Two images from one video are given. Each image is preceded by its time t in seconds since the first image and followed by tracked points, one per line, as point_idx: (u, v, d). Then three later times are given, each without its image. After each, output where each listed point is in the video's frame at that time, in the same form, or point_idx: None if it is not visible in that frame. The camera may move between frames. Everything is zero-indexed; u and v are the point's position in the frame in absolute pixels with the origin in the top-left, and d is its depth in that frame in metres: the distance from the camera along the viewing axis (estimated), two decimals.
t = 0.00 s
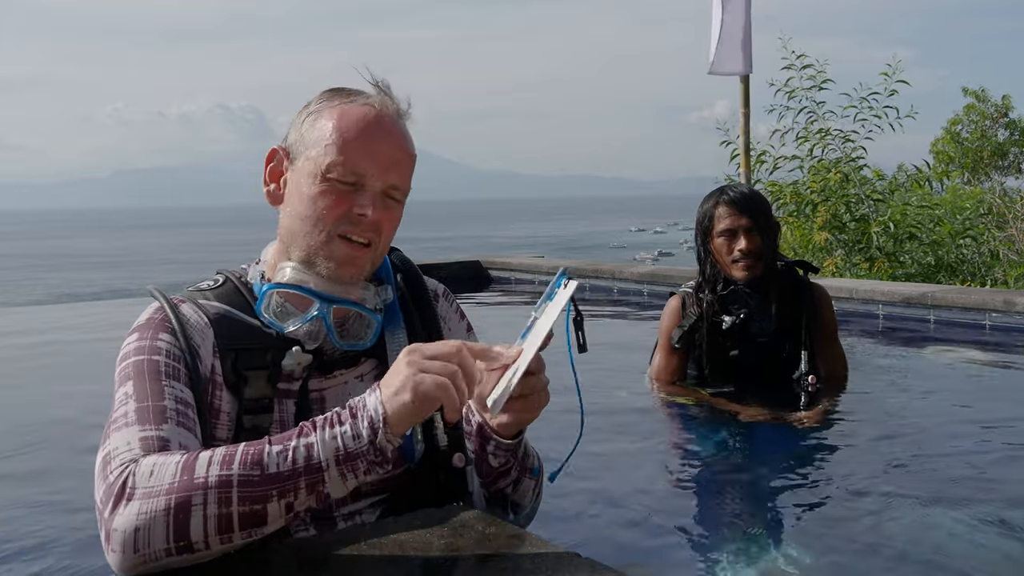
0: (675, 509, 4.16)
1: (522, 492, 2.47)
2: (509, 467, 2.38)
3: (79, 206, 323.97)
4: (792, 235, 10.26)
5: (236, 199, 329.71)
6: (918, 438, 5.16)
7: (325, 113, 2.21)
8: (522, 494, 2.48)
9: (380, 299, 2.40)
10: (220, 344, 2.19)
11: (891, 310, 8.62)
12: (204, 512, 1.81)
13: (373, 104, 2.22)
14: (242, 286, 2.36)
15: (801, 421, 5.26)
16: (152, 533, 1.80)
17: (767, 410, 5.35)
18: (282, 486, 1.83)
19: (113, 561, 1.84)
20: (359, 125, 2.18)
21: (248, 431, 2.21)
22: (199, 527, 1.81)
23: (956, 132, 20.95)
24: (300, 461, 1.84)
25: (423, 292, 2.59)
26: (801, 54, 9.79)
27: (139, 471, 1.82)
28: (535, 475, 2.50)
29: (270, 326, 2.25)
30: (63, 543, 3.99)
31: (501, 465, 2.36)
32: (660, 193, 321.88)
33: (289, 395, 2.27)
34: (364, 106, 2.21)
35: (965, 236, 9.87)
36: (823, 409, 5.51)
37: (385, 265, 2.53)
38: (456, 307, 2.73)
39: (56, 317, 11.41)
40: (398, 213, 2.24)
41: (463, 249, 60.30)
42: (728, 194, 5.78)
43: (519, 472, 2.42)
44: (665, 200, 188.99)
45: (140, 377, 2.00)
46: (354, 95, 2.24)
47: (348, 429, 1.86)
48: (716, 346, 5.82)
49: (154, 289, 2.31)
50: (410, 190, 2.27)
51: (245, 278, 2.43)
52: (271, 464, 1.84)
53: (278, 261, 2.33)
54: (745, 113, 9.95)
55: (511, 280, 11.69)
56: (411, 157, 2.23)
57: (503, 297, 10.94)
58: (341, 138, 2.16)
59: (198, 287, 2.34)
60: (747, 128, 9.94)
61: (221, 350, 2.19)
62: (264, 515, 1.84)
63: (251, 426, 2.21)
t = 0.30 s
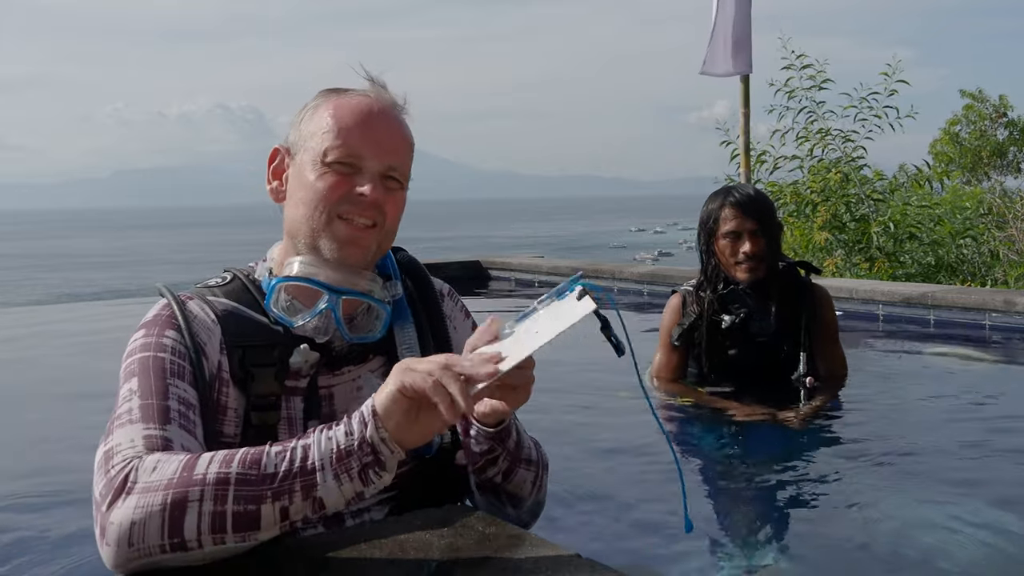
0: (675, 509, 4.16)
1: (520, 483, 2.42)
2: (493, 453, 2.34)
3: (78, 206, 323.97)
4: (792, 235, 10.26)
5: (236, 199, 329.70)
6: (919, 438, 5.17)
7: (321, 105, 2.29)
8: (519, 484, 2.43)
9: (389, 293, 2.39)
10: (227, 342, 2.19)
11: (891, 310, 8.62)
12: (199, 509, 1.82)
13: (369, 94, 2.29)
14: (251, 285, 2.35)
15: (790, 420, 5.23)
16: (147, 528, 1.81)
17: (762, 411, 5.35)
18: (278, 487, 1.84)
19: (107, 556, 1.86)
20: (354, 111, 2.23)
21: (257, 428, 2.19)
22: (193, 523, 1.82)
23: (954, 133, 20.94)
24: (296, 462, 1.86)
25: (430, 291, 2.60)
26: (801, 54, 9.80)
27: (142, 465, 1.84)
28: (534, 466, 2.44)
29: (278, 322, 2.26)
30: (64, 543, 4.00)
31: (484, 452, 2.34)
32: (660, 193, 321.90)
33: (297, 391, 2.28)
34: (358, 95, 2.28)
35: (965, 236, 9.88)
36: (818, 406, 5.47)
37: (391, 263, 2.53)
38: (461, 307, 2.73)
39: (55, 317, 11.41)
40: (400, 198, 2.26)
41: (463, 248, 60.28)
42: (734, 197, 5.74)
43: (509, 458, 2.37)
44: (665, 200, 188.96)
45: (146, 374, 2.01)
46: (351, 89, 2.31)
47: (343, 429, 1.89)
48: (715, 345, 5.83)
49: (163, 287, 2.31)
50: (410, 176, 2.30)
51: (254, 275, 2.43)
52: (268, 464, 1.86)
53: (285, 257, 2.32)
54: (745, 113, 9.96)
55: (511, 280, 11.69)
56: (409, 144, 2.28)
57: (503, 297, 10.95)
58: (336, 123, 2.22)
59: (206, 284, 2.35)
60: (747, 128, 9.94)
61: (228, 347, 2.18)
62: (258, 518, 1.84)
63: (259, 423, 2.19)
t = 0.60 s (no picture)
0: (676, 509, 4.18)
1: (507, 503, 2.33)
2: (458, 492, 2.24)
3: (78, 206, 323.98)
4: (792, 235, 10.28)
5: (236, 199, 329.71)
6: (919, 437, 5.18)
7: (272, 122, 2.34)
8: (506, 504, 2.33)
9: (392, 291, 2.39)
10: (240, 339, 2.25)
11: (891, 310, 8.63)
12: (222, 484, 1.81)
13: (311, 88, 2.30)
14: (259, 283, 2.39)
15: (780, 420, 5.21)
16: (177, 517, 1.83)
17: (756, 410, 5.35)
18: (294, 443, 1.81)
19: (148, 550, 1.90)
20: (298, 111, 2.26)
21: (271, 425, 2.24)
22: (220, 499, 1.82)
23: (954, 133, 20.96)
24: (306, 416, 1.81)
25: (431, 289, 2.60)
26: (801, 54, 9.81)
27: (153, 459, 1.87)
28: (522, 481, 2.33)
29: (284, 319, 2.27)
30: (67, 542, 4.01)
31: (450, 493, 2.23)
32: (660, 193, 321.88)
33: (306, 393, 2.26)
34: (300, 98, 2.31)
35: (965, 236, 9.88)
36: (813, 407, 5.44)
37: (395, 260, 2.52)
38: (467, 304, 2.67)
39: (57, 317, 11.44)
40: (370, 173, 2.23)
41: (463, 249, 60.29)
42: (739, 198, 5.80)
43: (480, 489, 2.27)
44: (665, 200, 189.01)
45: (162, 371, 2.05)
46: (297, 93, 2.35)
47: (349, 374, 1.80)
48: (714, 345, 5.84)
49: (172, 287, 2.36)
50: (376, 152, 2.28)
51: (260, 276, 2.45)
52: (276, 425, 1.81)
53: (284, 257, 2.31)
54: (746, 113, 9.97)
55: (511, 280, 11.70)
56: (364, 123, 2.27)
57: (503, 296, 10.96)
58: (284, 128, 2.25)
59: (216, 284, 2.39)
60: (747, 128, 9.96)
61: (240, 344, 2.25)
62: (281, 476, 1.82)
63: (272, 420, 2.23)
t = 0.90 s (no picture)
0: (676, 509, 4.16)
1: (463, 454, 2.22)
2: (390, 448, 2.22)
3: (78, 206, 323.96)
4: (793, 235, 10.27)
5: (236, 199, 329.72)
6: (919, 437, 5.17)
7: (260, 121, 2.31)
8: (461, 454, 2.22)
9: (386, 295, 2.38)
10: (233, 347, 2.20)
11: (891, 310, 8.62)
12: (230, 499, 1.80)
13: (299, 84, 2.28)
14: (252, 288, 2.36)
15: (777, 420, 5.21)
16: (181, 530, 1.81)
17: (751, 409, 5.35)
18: (306, 461, 1.80)
19: (148, 562, 1.87)
20: (288, 110, 2.23)
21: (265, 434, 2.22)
22: (227, 514, 1.80)
23: (954, 133, 20.97)
24: (319, 434, 1.80)
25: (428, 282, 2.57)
26: (801, 54, 9.79)
27: (157, 470, 1.84)
28: (475, 431, 2.21)
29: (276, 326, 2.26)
30: (65, 543, 4.00)
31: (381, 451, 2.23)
32: (660, 193, 321.86)
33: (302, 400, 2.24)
34: (288, 96, 2.28)
35: (965, 236, 9.87)
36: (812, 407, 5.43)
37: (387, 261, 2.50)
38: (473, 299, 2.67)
39: (57, 317, 11.43)
40: (361, 172, 2.23)
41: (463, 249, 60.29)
42: (738, 197, 5.77)
43: (420, 445, 2.22)
44: (665, 200, 188.99)
45: (157, 379, 2.02)
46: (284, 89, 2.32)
47: (365, 395, 1.79)
48: (718, 343, 5.83)
49: (163, 292, 2.32)
50: (367, 150, 2.26)
51: (251, 280, 2.42)
52: (289, 442, 1.80)
53: (277, 261, 2.31)
54: (746, 113, 9.96)
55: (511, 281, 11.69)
56: (354, 119, 2.25)
57: (503, 297, 10.95)
58: (274, 129, 2.22)
59: (208, 289, 2.36)
60: (747, 129, 9.94)
61: (234, 352, 2.20)
62: (289, 492, 1.81)
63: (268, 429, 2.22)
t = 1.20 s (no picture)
0: (674, 509, 4.14)
1: (425, 503, 2.14)
2: (344, 502, 2.11)
3: (78, 206, 323.94)
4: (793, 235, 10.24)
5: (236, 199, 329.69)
6: (918, 437, 5.15)
7: (242, 127, 2.25)
8: (423, 504, 2.14)
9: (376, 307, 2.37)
10: (218, 359, 2.24)
11: (891, 310, 8.59)
12: (226, 508, 1.78)
13: (281, 91, 2.22)
14: (239, 297, 2.40)
15: (769, 417, 5.20)
16: (177, 539, 1.79)
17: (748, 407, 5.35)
18: (304, 469, 1.77)
19: (145, 571, 1.85)
20: (270, 117, 2.17)
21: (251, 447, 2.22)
22: (223, 521, 1.78)
23: (955, 133, 20.95)
24: (318, 442, 1.77)
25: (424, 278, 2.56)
26: (802, 54, 9.77)
27: (152, 479, 1.82)
28: (438, 479, 2.14)
29: (261, 337, 2.29)
30: (60, 543, 3.98)
31: (334, 504, 2.11)
32: (660, 193, 321.83)
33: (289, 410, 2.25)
34: (270, 101, 2.21)
35: (965, 236, 9.84)
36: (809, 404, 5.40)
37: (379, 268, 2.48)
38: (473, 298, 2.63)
39: (55, 317, 11.41)
40: (348, 180, 2.16)
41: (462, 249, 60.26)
42: (726, 200, 5.80)
43: (378, 496, 2.12)
44: (665, 200, 188.99)
45: (143, 387, 2.01)
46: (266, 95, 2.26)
47: (366, 404, 1.77)
48: (722, 342, 5.81)
49: (148, 297, 2.35)
50: (354, 154, 2.20)
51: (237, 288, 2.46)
52: (286, 450, 1.77)
53: (262, 272, 2.29)
54: (746, 113, 9.94)
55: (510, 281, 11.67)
56: (338, 124, 2.18)
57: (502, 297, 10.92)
58: (256, 136, 2.16)
59: (196, 296, 2.39)
60: (747, 128, 9.92)
61: (219, 364, 2.24)
62: (287, 501, 1.78)
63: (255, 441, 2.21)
